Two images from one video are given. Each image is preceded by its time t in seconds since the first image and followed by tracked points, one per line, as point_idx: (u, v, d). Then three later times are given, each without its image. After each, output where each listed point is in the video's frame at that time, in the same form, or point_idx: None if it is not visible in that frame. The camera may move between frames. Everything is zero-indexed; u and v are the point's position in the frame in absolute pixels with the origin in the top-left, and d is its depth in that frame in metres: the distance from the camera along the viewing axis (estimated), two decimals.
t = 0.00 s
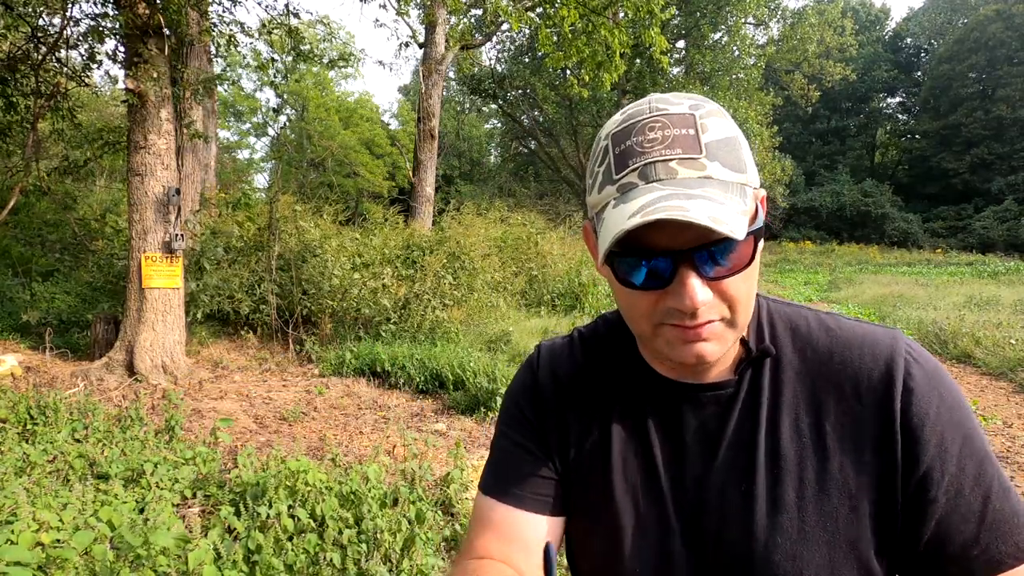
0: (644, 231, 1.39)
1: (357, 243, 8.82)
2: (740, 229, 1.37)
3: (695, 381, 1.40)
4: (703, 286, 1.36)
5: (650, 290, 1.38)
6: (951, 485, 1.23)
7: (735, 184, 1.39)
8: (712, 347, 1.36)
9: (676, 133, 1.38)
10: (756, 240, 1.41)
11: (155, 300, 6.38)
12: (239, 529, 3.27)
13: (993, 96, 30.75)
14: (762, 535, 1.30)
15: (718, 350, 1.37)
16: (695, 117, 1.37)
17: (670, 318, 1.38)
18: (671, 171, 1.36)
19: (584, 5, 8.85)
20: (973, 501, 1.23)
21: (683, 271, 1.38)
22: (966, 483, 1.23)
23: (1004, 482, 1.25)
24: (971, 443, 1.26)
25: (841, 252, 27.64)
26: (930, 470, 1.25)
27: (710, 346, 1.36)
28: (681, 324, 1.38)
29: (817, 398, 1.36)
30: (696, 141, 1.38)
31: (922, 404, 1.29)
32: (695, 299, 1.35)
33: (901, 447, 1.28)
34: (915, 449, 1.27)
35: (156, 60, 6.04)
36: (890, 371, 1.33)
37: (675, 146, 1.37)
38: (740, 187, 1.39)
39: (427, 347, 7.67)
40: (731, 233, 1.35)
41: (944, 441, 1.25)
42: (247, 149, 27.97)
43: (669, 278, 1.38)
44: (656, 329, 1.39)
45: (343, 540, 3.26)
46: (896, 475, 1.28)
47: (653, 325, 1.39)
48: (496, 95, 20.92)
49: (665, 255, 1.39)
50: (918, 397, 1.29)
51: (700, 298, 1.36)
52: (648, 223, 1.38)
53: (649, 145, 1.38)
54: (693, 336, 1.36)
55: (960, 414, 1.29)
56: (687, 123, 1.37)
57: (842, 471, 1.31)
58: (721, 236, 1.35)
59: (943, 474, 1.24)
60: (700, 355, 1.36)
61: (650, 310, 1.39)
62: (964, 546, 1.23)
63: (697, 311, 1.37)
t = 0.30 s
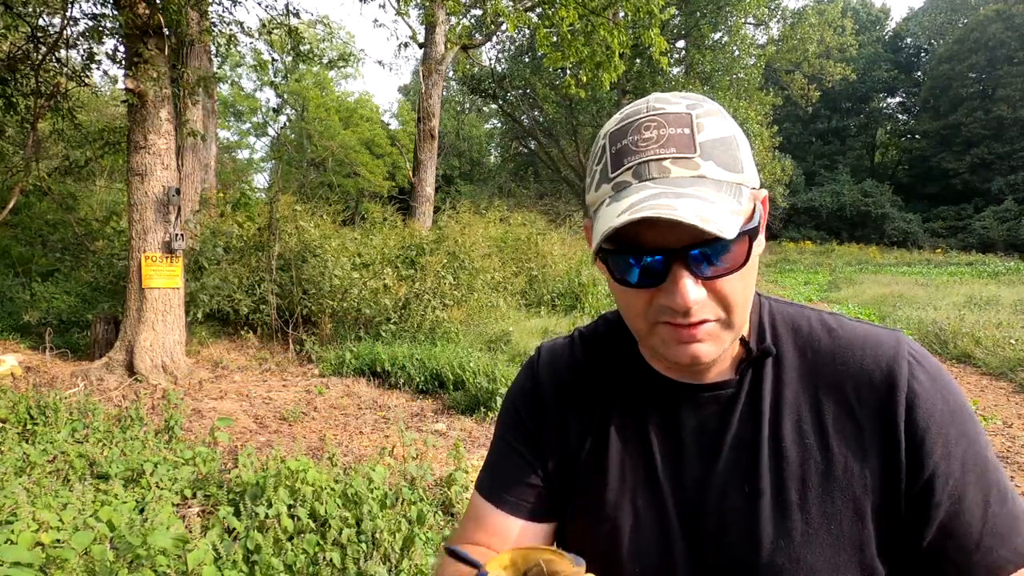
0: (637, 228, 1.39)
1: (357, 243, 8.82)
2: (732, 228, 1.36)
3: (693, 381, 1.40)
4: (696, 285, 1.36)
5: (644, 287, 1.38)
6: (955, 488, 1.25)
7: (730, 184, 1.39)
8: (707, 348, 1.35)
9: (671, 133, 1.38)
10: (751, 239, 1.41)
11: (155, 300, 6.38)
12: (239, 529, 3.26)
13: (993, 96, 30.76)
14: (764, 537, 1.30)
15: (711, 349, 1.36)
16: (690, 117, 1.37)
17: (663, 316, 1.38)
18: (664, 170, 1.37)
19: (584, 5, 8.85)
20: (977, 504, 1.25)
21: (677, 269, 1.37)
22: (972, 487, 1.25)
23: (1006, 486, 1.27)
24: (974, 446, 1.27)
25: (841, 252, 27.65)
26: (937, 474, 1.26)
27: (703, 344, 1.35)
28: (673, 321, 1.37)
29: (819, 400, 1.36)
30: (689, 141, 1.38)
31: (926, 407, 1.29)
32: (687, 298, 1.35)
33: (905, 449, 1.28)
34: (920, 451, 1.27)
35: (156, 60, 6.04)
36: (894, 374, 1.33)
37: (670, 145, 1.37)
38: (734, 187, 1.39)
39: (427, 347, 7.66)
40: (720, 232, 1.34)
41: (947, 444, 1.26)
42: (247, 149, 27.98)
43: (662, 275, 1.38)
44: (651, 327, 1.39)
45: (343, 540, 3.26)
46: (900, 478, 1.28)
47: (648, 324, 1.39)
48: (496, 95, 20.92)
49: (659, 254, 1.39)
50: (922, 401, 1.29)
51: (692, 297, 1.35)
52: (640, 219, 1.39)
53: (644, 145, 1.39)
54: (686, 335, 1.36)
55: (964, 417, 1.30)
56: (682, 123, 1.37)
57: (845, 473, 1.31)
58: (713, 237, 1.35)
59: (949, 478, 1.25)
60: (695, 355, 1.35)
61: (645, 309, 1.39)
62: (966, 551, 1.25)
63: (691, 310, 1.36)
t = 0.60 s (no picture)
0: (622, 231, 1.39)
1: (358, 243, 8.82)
2: (710, 232, 1.35)
3: (692, 376, 1.40)
4: (683, 288, 1.35)
5: (635, 288, 1.38)
6: (959, 482, 1.24)
7: (716, 186, 1.37)
8: (698, 348, 1.35)
9: (657, 136, 1.37)
10: (739, 241, 1.39)
11: (155, 300, 6.38)
12: (240, 529, 3.27)
13: (993, 96, 30.77)
14: (767, 532, 1.30)
15: (699, 349, 1.36)
16: (678, 119, 1.36)
17: (653, 317, 1.38)
18: (648, 174, 1.37)
19: (584, 5, 8.86)
20: (982, 497, 1.23)
21: (662, 272, 1.37)
22: (976, 480, 1.24)
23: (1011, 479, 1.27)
24: (979, 440, 1.26)
25: (840, 252, 27.66)
26: (942, 467, 1.25)
27: (690, 346, 1.36)
28: (660, 323, 1.37)
29: (821, 395, 1.36)
30: (676, 143, 1.36)
31: (929, 401, 1.29)
32: (674, 300, 1.35)
33: (908, 443, 1.28)
34: (923, 446, 1.27)
35: (156, 60, 6.03)
36: (896, 369, 1.33)
37: (655, 148, 1.37)
38: (720, 191, 1.37)
39: (427, 347, 7.66)
40: (694, 237, 1.33)
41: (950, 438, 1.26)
42: (247, 149, 28.01)
43: (648, 276, 1.37)
44: (641, 328, 1.39)
45: (344, 540, 3.27)
46: (904, 473, 1.28)
47: (639, 323, 1.39)
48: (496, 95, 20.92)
49: (648, 256, 1.38)
50: (924, 397, 1.29)
51: (677, 299, 1.35)
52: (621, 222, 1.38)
53: (631, 147, 1.39)
54: (674, 337, 1.36)
55: (968, 410, 1.29)
56: (669, 125, 1.36)
57: (848, 468, 1.31)
58: (696, 241, 1.34)
59: (951, 473, 1.25)
60: (687, 356, 1.36)
61: (634, 311, 1.40)
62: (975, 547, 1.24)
63: (679, 312, 1.36)
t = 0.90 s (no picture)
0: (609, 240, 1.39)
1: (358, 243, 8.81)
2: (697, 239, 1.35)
3: (691, 372, 1.40)
4: (673, 296, 1.36)
5: (628, 293, 1.39)
6: (929, 484, 1.22)
7: (702, 196, 1.37)
8: (690, 351, 1.37)
9: (644, 148, 1.37)
10: (730, 248, 1.38)
11: (154, 300, 6.38)
12: (239, 529, 3.26)
13: (993, 96, 30.78)
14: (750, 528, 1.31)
15: (691, 356, 1.37)
16: (664, 131, 1.36)
17: (646, 322, 1.39)
18: (634, 186, 1.38)
19: (584, 5, 8.88)
20: (952, 500, 1.20)
21: (653, 280, 1.38)
22: (947, 483, 1.21)
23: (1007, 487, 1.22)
24: (959, 442, 1.23)
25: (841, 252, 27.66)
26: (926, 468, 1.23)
27: (682, 353, 1.37)
28: (652, 331, 1.38)
29: (814, 392, 1.35)
30: (662, 154, 1.37)
31: (914, 401, 1.27)
32: (663, 308, 1.36)
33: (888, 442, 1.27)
34: (901, 445, 1.25)
35: (156, 59, 6.02)
36: (889, 369, 1.31)
37: (641, 161, 1.37)
38: (707, 202, 1.37)
39: (427, 347, 7.66)
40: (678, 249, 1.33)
41: (933, 440, 1.24)
42: (248, 149, 28.00)
43: (638, 283, 1.38)
44: (636, 330, 1.41)
45: (344, 540, 3.26)
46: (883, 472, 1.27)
47: (632, 326, 1.40)
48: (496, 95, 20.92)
49: (638, 263, 1.39)
50: (916, 398, 1.27)
51: (668, 307, 1.36)
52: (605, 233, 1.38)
53: (619, 158, 1.40)
54: (666, 340, 1.37)
55: (963, 413, 1.26)
56: (656, 136, 1.36)
57: (837, 466, 1.30)
58: (683, 253, 1.34)
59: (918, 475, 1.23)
60: (679, 357, 1.37)
61: (627, 314, 1.41)
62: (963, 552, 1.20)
63: (669, 318, 1.36)
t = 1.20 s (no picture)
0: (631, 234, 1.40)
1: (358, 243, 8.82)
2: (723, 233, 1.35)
3: (705, 376, 1.40)
4: (695, 292, 1.36)
5: (644, 292, 1.39)
6: (974, 495, 1.22)
7: (726, 187, 1.36)
8: (710, 351, 1.36)
9: (666, 136, 1.36)
10: (753, 243, 1.38)
11: (155, 300, 6.38)
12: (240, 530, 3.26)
13: (993, 96, 30.80)
14: (771, 535, 1.30)
15: (711, 355, 1.37)
16: (688, 119, 1.35)
17: (665, 321, 1.39)
18: (657, 175, 1.37)
19: (584, 6, 8.90)
20: (998, 509, 1.21)
21: (674, 276, 1.37)
22: (993, 493, 1.22)
23: None
24: (996, 451, 1.24)
25: (840, 252, 27.66)
26: (955, 474, 1.24)
27: (703, 352, 1.37)
28: (673, 328, 1.38)
29: (834, 398, 1.35)
30: (686, 143, 1.35)
31: (945, 410, 1.27)
32: (685, 304, 1.35)
33: (920, 452, 1.27)
34: (937, 455, 1.25)
35: (156, 60, 6.02)
36: (913, 375, 1.31)
37: (665, 150, 1.36)
38: (733, 193, 1.36)
39: (427, 347, 7.66)
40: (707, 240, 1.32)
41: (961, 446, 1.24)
42: (247, 149, 28.00)
43: (659, 280, 1.39)
44: (652, 329, 1.41)
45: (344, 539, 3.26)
46: (914, 483, 1.26)
47: (650, 325, 1.41)
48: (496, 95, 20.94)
49: (660, 258, 1.39)
50: (941, 406, 1.27)
51: (691, 303, 1.36)
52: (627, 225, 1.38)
53: (640, 148, 1.38)
54: (685, 339, 1.37)
55: (987, 418, 1.27)
56: (679, 125, 1.35)
57: (859, 474, 1.29)
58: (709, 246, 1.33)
59: (965, 481, 1.23)
60: (697, 357, 1.37)
61: (644, 313, 1.41)
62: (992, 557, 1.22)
63: (690, 316, 1.36)
